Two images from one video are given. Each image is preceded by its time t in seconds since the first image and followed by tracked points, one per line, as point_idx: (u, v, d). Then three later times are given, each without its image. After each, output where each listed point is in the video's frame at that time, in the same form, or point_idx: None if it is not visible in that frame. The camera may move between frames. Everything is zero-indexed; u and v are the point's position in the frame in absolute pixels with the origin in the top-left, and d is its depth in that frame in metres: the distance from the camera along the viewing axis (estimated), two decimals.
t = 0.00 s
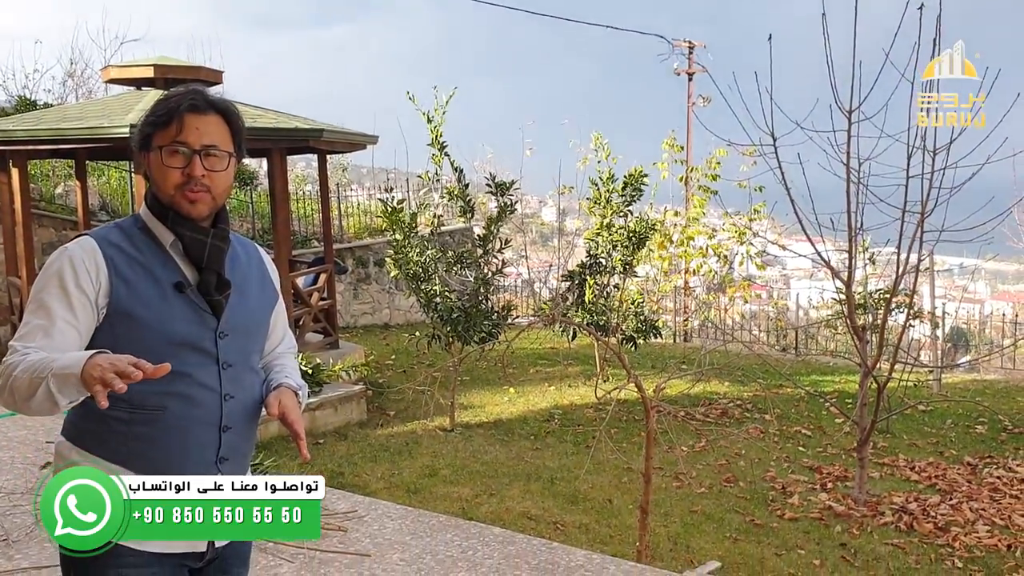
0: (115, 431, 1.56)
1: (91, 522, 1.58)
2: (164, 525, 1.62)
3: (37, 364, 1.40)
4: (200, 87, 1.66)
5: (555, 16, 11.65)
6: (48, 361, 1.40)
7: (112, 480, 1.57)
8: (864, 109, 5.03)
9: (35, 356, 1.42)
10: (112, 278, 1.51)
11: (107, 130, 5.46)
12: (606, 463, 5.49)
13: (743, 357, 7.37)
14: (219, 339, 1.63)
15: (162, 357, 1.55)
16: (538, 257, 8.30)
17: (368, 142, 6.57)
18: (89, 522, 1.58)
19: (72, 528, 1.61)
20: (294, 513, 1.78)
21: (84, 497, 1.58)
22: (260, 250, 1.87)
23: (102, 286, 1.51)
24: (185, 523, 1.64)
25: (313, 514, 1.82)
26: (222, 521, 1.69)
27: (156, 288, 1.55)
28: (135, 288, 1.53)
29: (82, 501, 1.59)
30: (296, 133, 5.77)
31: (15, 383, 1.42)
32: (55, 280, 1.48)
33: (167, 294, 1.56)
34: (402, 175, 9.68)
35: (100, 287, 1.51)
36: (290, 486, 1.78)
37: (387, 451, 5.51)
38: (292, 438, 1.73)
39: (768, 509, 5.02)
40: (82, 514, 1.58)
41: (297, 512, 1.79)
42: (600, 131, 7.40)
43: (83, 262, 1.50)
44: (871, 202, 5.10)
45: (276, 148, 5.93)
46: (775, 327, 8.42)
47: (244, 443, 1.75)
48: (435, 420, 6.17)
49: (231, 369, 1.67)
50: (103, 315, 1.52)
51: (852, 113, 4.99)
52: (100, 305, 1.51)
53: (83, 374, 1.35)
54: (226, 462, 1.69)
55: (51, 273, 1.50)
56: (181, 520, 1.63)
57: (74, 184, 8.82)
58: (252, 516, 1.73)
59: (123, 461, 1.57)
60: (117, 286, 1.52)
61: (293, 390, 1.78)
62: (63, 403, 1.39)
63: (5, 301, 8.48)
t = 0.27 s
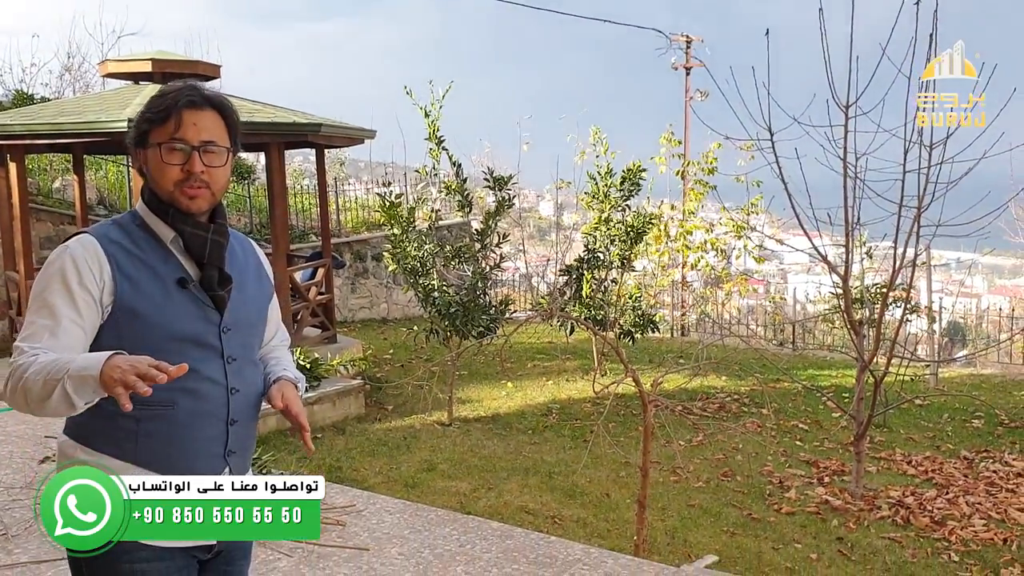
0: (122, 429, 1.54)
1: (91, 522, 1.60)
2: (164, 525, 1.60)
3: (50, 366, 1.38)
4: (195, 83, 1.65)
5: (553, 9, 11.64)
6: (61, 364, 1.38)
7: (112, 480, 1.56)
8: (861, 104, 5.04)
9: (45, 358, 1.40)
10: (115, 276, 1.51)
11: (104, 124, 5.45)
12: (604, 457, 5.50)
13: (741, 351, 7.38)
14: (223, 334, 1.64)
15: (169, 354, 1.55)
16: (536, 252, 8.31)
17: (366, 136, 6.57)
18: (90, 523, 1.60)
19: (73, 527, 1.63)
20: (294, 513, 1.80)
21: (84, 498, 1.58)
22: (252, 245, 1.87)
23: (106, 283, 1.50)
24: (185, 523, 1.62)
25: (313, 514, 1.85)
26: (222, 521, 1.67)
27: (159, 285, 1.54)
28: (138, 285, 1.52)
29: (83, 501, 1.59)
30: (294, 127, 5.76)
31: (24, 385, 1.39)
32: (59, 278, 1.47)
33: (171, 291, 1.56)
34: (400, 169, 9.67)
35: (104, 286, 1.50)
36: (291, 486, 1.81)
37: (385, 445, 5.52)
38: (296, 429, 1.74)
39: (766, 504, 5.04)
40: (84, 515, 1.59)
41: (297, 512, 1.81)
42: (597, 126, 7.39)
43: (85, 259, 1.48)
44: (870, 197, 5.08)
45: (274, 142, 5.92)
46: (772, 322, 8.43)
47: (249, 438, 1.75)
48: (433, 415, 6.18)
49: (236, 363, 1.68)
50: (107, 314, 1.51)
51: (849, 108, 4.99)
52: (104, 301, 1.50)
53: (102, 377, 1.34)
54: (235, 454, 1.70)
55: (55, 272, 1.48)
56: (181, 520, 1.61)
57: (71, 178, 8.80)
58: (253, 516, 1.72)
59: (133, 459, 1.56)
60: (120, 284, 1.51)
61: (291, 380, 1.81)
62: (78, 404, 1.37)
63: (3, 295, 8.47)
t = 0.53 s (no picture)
0: (137, 426, 1.54)
1: (90, 522, 1.58)
2: (164, 525, 1.60)
3: (74, 371, 1.37)
4: (193, 79, 1.64)
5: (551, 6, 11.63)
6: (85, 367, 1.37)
7: (110, 479, 1.55)
8: (859, 101, 5.04)
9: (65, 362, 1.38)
10: (123, 275, 1.50)
11: (102, 122, 5.45)
12: (602, 454, 5.50)
13: (739, 348, 7.40)
14: (231, 329, 1.65)
15: (180, 350, 1.55)
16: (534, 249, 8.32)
17: (364, 133, 6.57)
18: (88, 522, 1.58)
19: (72, 527, 1.61)
20: (294, 513, 1.71)
21: (83, 497, 1.57)
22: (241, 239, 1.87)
23: (114, 282, 1.49)
24: (186, 523, 1.62)
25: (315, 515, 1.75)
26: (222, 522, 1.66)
27: (168, 282, 1.54)
28: (147, 283, 1.52)
29: (81, 501, 1.58)
30: (293, 124, 5.76)
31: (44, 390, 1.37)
32: (68, 280, 1.45)
33: (180, 288, 1.56)
34: (398, 166, 9.66)
35: (113, 285, 1.49)
36: (291, 485, 1.71)
37: (383, 443, 5.52)
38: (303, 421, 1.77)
39: (763, 500, 5.05)
40: (82, 515, 1.58)
41: (297, 512, 1.72)
42: (595, 123, 7.40)
43: (91, 260, 1.47)
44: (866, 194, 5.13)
45: (272, 139, 5.92)
46: (770, 319, 8.44)
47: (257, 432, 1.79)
48: (432, 412, 6.18)
49: (243, 357, 1.70)
50: (116, 313, 1.50)
51: (847, 105, 5.00)
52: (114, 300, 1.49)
53: (134, 381, 1.35)
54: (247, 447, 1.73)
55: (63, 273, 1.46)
56: (181, 520, 1.61)
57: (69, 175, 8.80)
58: (252, 516, 1.68)
59: (148, 457, 1.56)
60: (128, 283, 1.50)
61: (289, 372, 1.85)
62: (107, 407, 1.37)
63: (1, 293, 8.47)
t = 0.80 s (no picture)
0: (144, 428, 1.55)
1: (90, 522, 1.58)
2: (165, 525, 1.60)
3: (94, 381, 1.36)
4: (193, 77, 1.64)
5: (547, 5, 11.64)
6: (104, 377, 1.37)
7: (110, 478, 1.55)
8: (855, 100, 5.06)
9: (82, 370, 1.37)
10: (128, 276, 1.49)
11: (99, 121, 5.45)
12: (599, 453, 5.51)
13: (735, 347, 7.41)
14: (234, 328, 1.66)
15: (186, 350, 1.56)
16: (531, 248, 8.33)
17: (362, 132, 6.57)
18: (88, 522, 1.58)
19: (73, 527, 1.60)
20: (294, 513, 1.69)
21: (83, 496, 1.57)
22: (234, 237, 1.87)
23: (120, 282, 1.48)
24: (186, 524, 1.62)
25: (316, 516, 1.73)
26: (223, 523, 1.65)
27: (172, 282, 1.55)
28: (152, 283, 1.52)
29: (81, 501, 1.57)
30: (290, 123, 5.76)
31: (60, 397, 1.37)
32: (76, 280, 1.44)
33: (184, 288, 1.56)
34: (395, 165, 9.67)
35: (119, 286, 1.48)
36: (291, 485, 1.69)
37: (381, 442, 5.53)
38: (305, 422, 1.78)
39: (760, 498, 5.06)
40: (82, 515, 1.57)
41: (297, 512, 1.69)
42: (592, 122, 7.41)
43: (98, 260, 1.46)
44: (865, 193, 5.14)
45: (270, 138, 5.92)
46: (767, 318, 8.45)
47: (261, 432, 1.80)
48: (429, 411, 6.19)
49: (247, 356, 1.71)
50: (122, 313, 1.50)
51: (844, 104, 5.01)
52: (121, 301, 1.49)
53: (161, 395, 1.35)
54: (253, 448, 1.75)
55: (69, 274, 1.44)
56: (181, 521, 1.61)
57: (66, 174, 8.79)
58: (252, 516, 1.67)
59: (155, 458, 1.57)
60: (133, 283, 1.50)
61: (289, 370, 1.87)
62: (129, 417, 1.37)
63: None
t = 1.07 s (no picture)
0: (139, 434, 1.56)
1: (90, 522, 1.57)
2: (164, 525, 1.61)
3: (90, 385, 1.37)
4: (182, 77, 1.65)
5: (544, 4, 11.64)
6: (99, 380, 1.38)
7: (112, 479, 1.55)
8: (851, 99, 5.05)
9: (75, 375, 1.38)
10: (119, 280, 1.49)
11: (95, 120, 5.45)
12: (595, 451, 5.52)
13: (732, 345, 7.43)
14: (229, 331, 1.67)
15: (181, 354, 1.56)
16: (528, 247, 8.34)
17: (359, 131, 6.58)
18: (89, 522, 1.56)
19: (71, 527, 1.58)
20: (294, 513, 1.68)
21: (83, 497, 1.55)
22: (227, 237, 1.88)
23: (112, 287, 1.49)
24: (185, 523, 1.63)
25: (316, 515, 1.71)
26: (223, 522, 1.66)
27: (166, 286, 1.55)
28: (144, 288, 1.52)
29: (82, 501, 1.56)
30: (287, 122, 5.76)
31: (54, 403, 1.37)
32: (67, 286, 1.44)
33: (178, 292, 1.56)
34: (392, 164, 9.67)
35: (111, 291, 1.48)
36: (291, 485, 1.68)
37: (378, 440, 5.54)
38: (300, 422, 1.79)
39: (755, 496, 5.08)
40: (82, 514, 1.56)
41: (297, 512, 1.68)
42: (589, 122, 7.42)
43: (88, 265, 1.46)
44: (861, 191, 5.13)
45: (266, 137, 5.92)
46: (763, 316, 8.47)
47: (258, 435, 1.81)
48: (426, 410, 6.19)
49: (243, 359, 1.72)
50: (115, 318, 1.50)
51: (839, 103, 4.99)
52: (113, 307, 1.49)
53: (161, 395, 1.36)
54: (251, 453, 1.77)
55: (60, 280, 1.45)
56: (181, 520, 1.62)
57: (62, 172, 8.78)
58: (253, 516, 1.67)
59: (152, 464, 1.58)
60: (125, 287, 1.50)
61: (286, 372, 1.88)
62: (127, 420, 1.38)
63: None
